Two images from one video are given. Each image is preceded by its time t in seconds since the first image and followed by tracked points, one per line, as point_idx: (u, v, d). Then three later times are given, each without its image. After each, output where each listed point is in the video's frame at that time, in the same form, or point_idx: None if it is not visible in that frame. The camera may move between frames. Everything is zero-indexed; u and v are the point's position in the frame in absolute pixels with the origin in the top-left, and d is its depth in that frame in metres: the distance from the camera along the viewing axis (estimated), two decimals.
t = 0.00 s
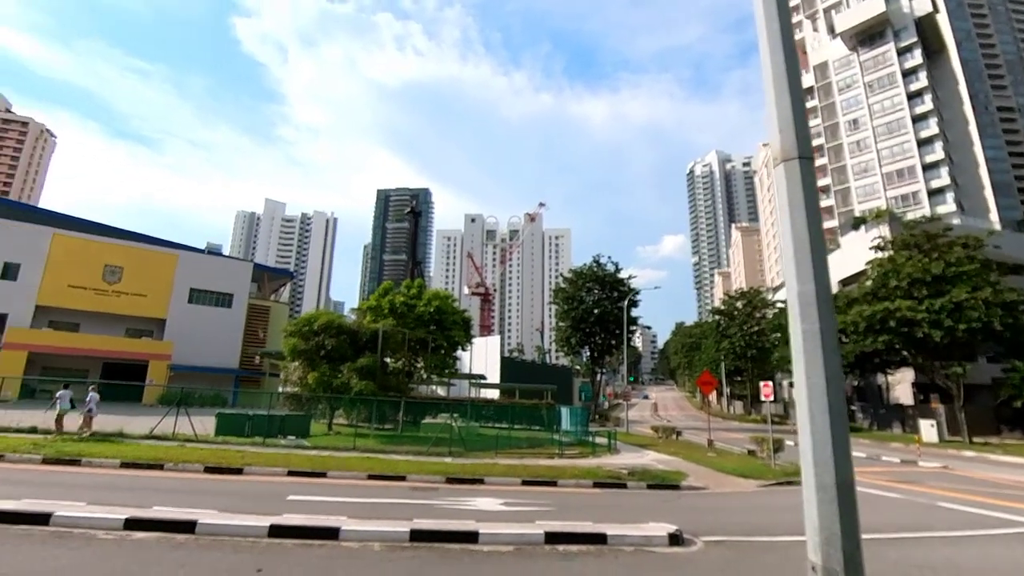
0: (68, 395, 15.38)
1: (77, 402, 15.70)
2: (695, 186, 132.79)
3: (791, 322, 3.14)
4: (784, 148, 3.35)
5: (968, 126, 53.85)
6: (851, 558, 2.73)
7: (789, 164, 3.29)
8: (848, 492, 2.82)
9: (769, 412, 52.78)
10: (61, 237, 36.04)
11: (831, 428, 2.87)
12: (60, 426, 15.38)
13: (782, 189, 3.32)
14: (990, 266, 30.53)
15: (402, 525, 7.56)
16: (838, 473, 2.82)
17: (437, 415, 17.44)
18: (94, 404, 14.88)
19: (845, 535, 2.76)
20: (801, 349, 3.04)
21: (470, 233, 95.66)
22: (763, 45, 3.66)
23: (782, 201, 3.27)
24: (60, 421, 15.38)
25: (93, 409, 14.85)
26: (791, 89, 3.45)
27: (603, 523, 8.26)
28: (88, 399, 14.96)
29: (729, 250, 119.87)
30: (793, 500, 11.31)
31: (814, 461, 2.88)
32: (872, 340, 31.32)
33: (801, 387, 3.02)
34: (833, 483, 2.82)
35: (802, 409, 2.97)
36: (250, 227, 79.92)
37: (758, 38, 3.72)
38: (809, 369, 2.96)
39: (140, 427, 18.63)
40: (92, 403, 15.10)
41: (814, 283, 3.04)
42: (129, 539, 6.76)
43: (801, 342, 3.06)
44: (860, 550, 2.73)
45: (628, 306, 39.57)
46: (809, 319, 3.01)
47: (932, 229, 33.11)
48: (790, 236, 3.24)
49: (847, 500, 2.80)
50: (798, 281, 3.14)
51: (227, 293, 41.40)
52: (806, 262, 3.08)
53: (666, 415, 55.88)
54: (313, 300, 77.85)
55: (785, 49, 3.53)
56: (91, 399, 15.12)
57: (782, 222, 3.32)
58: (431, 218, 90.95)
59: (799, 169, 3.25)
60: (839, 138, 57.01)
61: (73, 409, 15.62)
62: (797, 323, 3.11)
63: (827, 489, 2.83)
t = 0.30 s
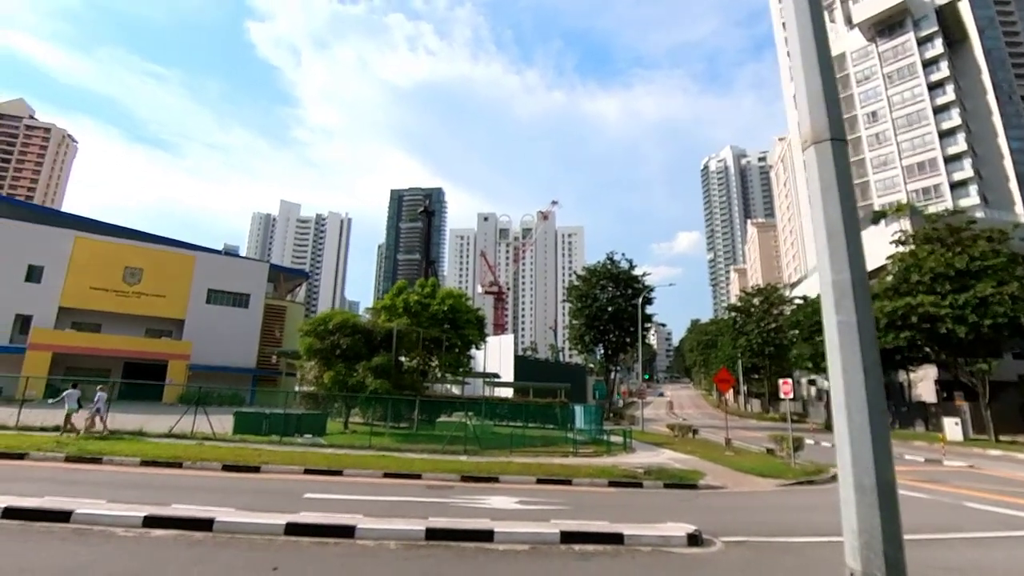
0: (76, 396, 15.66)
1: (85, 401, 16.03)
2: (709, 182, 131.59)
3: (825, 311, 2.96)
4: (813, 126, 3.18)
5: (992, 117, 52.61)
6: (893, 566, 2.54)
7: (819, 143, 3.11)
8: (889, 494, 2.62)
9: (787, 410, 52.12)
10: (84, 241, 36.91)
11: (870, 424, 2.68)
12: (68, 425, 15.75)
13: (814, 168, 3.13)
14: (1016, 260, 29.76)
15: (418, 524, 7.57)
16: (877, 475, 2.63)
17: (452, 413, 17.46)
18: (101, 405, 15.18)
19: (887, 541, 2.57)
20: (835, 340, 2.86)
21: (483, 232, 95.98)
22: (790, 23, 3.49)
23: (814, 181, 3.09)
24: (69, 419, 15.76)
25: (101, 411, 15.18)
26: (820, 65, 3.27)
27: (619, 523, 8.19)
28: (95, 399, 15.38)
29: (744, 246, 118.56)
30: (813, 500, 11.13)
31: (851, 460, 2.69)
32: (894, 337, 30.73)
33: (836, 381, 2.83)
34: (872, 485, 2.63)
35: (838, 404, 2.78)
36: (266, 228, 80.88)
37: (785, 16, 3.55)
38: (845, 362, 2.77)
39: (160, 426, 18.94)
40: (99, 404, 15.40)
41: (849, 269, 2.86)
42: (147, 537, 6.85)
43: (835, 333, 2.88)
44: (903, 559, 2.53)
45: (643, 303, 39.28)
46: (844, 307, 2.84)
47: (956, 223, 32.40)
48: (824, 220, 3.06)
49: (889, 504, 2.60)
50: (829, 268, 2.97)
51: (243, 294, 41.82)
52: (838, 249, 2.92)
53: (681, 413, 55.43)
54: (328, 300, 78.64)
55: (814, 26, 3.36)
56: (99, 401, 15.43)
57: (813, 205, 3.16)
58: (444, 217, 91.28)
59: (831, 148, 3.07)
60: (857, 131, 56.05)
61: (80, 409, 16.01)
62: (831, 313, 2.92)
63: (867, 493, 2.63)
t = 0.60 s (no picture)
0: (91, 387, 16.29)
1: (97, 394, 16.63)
2: (723, 173, 130.35)
3: (866, 296, 2.86)
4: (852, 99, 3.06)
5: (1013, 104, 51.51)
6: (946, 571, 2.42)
7: (858, 117, 3.00)
8: (940, 496, 2.50)
9: (803, 402, 51.75)
10: (107, 239, 37.54)
11: (917, 419, 2.57)
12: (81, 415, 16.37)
13: (853, 142, 3.04)
14: None
15: (435, 515, 7.70)
16: (925, 474, 2.51)
17: (467, 404, 17.63)
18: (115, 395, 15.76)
19: (936, 543, 2.47)
20: (877, 327, 2.76)
21: (496, 226, 96.62)
22: None
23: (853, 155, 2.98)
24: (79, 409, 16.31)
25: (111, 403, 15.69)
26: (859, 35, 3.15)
27: (634, 515, 8.26)
28: (108, 391, 15.97)
29: (758, 238, 117.45)
30: (829, 493, 11.09)
31: (900, 454, 2.57)
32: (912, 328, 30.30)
33: (880, 370, 2.72)
34: (921, 485, 2.51)
35: (884, 393, 2.67)
36: (284, 224, 81.87)
37: None
38: (890, 350, 2.66)
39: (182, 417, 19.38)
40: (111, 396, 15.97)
41: (895, 248, 2.74)
42: (170, 526, 7.05)
43: (877, 319, 2.77)
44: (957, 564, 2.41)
45: (657, 295, 39.12)
46: (889, 291, 2.71)
47: (976, 212, 31.84)
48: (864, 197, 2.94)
49: (941, 504, 2.48)
50: (871, 251, 2.87)
51: (262, 288, 42.31)
52: (882, 229, 2.79)
53: (695, 405, 55.31)
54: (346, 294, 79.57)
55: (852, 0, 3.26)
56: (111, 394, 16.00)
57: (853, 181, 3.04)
58: (458, 212, 91.54)
59: (872, 123, 2.97)
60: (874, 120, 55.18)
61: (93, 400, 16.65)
62: (874, 296, 2.81)
63: (915, 492, 2.53)
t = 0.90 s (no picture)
0: (110, 373, 17.23)
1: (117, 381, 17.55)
2: (734, 162, 129.20)
3: (898, 282, 2.91)
4: (884, 81, 3.09)
5: None
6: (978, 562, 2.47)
7: (892, 98, 3.04)
8: (973, 484, 2.56)
9: (815, 389, 51.65)
10: (138, 233, 38.50)
11: (951, 408, 2.63)
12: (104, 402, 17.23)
13: (885, 123, 3.07)
14: None
15: (452, 499, 7.97)
16: (959, 464, 2.57)
17: (482, 392, 17.91)
18: (134, 380, 16.68)
19: (969, 534, 2.52)
20: (910, 314, 2.82)
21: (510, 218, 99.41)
22: None
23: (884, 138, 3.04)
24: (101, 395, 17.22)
25: (132, 388, 16.67)
26: (892, 20, 3.18)
27: (648, 500, 8.47)
28: (128, 377, 16.83)
29: (770, 226, 116.59)
30: (840, 479, 11.22)
31: (931, 445, 2.64)
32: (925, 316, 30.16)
33: (913, 360, 2.77)
34: (954, 475, 2.57)
35: (916, 385, 2.73)
36: (303, 218, 82.89)
37: None
38: (923, 341, 2.73)
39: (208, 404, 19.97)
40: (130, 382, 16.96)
41: (928, 235, 2.81)
42: (200, 510, 7.37)
43: (909, 307, 2.83)
44: (989, 554, 2.46)
45: (668, 284, 39.05)
46: (921, 277, 2.78)
47: (990, 199, 31.48)
48: (895, 182, 2.99)
49: (973, 495, 2.54)
50: (904, 236, 2.91)
51: (284, 280, 42.95)
52: (914, 214, 2.85)
53: (706, 392, 55.46)
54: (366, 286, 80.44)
55: None
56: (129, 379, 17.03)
57: (883, 164, 3.08)
58: (470, 203, 91.93)
59: (903, 102, 2.98)
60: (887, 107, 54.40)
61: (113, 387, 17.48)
62: (906, 282, 2.86)
63: (947, 483, 2.59)
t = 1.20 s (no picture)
0: (128, 363, 17.74)
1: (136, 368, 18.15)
2: (745, 151, 127.95)
3: (925, 267, 2.98)
4: (909, 56, 3.15)
5: None
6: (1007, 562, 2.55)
7: (920, 72, 3.09)
8: (1001, 482, 2.63)
9: (825, 377, 51.62)
10: (163, 226, 38.99)
11: (980, 403, 2.68)
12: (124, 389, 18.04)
13: (909, 100, 3.13)
14: None
15: (466, 485, 8.23)
16: (989, 462, 2.64)
17: (496, 379, 18.18)
18: (151, 368, 17.35)
19: (998, 535, 2.59)
20: (936, 299, 2.89)
21: (522, 209, 99.28)
22: None
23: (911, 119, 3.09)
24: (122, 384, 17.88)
25: (152, 377, 17.28)
26: None
27: (659, 487, 8.68)
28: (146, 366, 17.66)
29: (781, 215, 115.61)
30: (849, 467, 11.35)
31: (959, 441, 2.72)
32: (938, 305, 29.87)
33: (940, 351, 2.84)
34: (984, 472, 2.64)
35: (943, 380, 2.81)
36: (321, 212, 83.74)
37: None
38: (951, 331, 2.80)
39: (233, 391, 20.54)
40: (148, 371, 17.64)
41: (958, 220, 2.86)
42: (224, 494, 7.67)
43: (936, 292, 2.89)
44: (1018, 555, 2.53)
45: (679, 274, 39.08)
46: (949, 264, 2.85)
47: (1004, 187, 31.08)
48: (923, 163, 3.05)
49: (999, 492, 2.62)
50: (929, 219, 2.99)
51: (303, 271, 43.30)
52: (941, 198, 2.91)
53: (718, 380, 55.39)
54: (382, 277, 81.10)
55: None
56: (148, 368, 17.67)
57: (909, 144, 3.14)
58: (484, 195, 92.16)
59: (930, 76, 3.05)
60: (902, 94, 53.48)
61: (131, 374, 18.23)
62: (931, 269, 2.93)
63: (977, 483, 2.66)
